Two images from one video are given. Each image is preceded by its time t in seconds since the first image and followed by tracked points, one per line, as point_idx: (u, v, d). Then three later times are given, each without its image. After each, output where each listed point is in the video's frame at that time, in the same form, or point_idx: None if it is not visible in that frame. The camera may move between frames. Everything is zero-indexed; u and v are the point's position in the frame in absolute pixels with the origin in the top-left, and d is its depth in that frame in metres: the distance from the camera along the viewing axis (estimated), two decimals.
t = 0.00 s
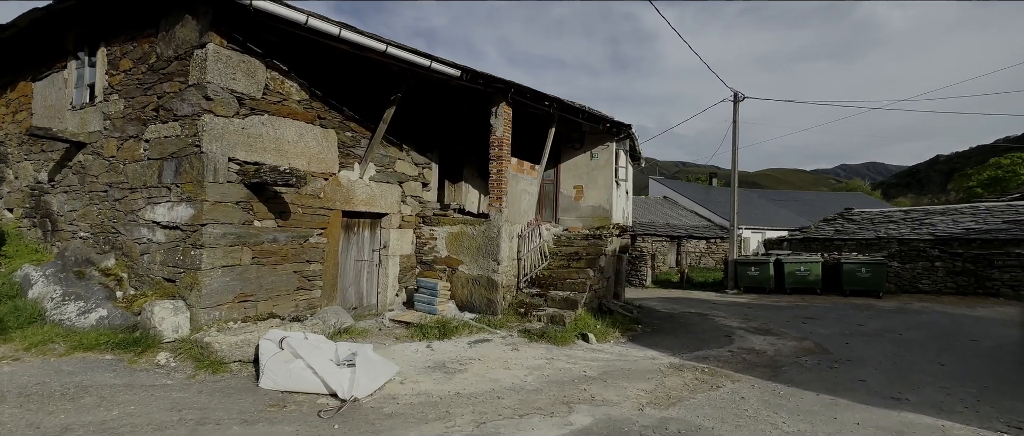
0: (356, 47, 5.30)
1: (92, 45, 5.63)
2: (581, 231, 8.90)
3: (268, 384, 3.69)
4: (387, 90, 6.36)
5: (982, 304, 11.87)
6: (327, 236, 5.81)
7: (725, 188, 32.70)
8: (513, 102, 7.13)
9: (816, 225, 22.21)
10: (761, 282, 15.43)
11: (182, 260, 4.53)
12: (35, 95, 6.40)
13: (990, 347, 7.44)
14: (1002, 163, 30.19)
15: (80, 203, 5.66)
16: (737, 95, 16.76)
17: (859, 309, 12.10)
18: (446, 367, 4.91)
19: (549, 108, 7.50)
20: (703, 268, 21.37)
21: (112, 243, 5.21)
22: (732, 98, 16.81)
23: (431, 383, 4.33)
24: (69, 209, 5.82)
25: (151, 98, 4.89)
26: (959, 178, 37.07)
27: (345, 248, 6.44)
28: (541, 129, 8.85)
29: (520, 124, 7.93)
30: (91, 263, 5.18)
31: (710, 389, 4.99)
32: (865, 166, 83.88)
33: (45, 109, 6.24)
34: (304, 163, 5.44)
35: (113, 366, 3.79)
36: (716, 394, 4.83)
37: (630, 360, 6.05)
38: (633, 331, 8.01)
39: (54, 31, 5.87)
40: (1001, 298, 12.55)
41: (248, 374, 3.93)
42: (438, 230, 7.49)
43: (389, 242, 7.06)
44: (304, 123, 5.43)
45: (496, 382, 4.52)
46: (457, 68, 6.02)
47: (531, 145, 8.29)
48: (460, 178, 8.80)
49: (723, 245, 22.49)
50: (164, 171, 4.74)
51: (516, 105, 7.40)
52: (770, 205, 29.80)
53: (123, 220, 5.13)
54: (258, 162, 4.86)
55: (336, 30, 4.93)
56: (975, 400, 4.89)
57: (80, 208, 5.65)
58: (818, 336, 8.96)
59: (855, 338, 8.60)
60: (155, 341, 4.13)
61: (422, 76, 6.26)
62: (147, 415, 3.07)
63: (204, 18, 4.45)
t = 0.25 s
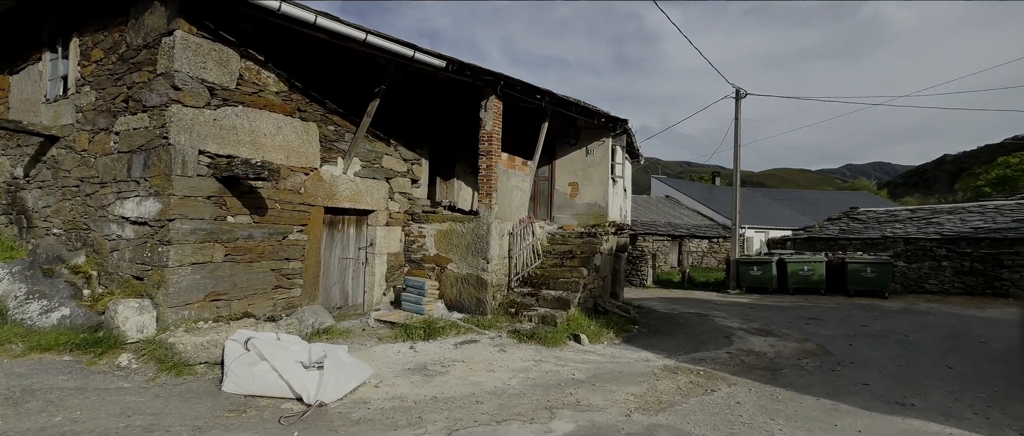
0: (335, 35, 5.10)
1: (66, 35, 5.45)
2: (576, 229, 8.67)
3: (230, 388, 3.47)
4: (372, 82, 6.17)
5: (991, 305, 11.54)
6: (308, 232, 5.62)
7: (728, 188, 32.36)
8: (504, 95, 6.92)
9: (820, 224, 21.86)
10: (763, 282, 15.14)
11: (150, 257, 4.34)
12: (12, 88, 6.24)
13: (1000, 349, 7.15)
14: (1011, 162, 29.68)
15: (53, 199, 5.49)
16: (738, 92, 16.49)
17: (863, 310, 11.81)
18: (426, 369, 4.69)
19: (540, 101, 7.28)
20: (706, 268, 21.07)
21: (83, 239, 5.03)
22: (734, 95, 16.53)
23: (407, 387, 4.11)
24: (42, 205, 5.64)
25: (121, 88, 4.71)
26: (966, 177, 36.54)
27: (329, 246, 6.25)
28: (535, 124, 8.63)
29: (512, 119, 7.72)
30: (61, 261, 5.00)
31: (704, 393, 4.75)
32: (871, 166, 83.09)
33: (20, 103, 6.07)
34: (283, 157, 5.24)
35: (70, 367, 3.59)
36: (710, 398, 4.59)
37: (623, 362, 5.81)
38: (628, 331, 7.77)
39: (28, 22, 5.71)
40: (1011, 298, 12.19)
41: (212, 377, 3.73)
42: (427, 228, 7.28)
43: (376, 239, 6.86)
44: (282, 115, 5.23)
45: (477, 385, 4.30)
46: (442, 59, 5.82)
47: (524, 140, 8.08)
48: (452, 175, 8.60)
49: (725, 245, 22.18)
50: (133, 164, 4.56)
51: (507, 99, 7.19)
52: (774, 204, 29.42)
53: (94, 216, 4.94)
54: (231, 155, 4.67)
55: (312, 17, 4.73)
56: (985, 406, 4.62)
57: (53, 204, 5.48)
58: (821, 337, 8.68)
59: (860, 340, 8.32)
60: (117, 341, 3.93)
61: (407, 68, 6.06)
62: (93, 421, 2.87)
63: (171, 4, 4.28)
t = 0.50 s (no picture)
0: (313, 24, 4.90)
1: (38, 25, 5.29)
2: (570, 227, 8.44)
3: (191, 392, 3.29)
4: (356, 74, 5.98)
5: (1000, 306, 11.21)
6: (288, 229, 5.42)
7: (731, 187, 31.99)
8: (493, 88, 6.71)
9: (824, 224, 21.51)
10: (766, 282, 14.86)
11: (116, 254, 4.16)
12: None
13: (1010, 352, 6.87)
14: (1019, 160, 29.19)
15: (26, 194, 5.32)
16: (740, 89, 16.21)
17: (868, 310, 11.52)
18: (406, 371, 4.49)
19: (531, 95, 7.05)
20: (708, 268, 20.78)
21: (53, 236, 4.87)
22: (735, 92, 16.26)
23: (382, 390, 3.91)
24: (16, 201, 5.48)
25: (90, 79, 4.54)
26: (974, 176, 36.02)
27: (312, 243, 6.06)
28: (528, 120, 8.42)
29: (504, 113, 7.52)
30: (30, 258, 4.83)
31: (698, 398, 4.52)
32: (877, 166, 82.32)
33: None
34: (260, 150, 5.05)
35: (24, 369, 3.42)
36: (703, 403, 4.36)
37: (614, 364, 5.59)
38: (624, 332, 7.54)
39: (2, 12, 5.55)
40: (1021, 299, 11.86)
41: (174, 380, 3.54)
42: (416, 225, 7.08)
43: (362, 237, 6.67)
44: (259, 107, 5.03)
45: (457, 388, 4.09)
46: (427, 50, 5.61)
47: (516, 135, 7.86)
48: (444, 172, 8.40)
49: (728, 244, 21.89)
50: (101, 157, 4.38)
51: (497, 92, 6.98)
52: (778, 203, 29.05)
53: (64, 211, 4.77)
54: (203, 148, 4.48)
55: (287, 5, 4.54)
56: (995, 412, 4.37)
57: (27, 200, 5.31)
58: (824, 338, 8.42)
59: (863, 341, 8.06)
60: (77, 342, 3.76)
61: (391, 59, 5.86)
62: (33, 427, 2.69)
63: None
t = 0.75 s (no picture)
0: (290, 12, 4.71)
1: (10, 15, 5.12)
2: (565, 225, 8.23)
3: (147, 396, 3.11)
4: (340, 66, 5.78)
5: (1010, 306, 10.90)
6: (267, 226, 5.24)
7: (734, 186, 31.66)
8: (482, 81, 6.50)
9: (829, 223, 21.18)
10: (768, 282, 14.58)
11: (80, 250, 3.98)
12: None
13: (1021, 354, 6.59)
14: None
15: None
16: (742, 85, 15.94)
17: (873, 311, 11.24)
18: (385, 373, 4.29)
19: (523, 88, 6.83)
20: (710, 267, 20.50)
21: (22, 232, 4.70)
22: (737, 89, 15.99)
23: (356, 394, 3.72)
24: None
25: (57, 69, 4.37)
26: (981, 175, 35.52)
27: (295, 241, 5.87)
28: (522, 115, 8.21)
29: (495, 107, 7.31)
30: None
31: (691, 402, 4.29)
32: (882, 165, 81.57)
33: None
34: (236, 144, 4.87)
35: None
36: (696, 408, 4.14)
37: (606, 366, 5.37)
38: (619, 333, 7.32)
39: None
40: None
41: (133, 383, 3.35)
42: (404, 223, 6.89)
43: (348, 234, 6.48)
44: (235, 99, 4.85)
45: (435, 392, 3.90)
46: (411, 40, 5.40)
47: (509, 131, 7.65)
48: (436, 168, 8.20)
49: (731, 244, 21.59)
50: (67, 149, 4.21)
51: (488, 85, 6.77)
52: (782, 202, 28.70)
53: (33, 207, 4.60)
54: (173, 140, 4.30)
55: None
56: (1006, 418, 4.12)
57: None
58: (826, 340, 8.17)
59: (867, 343, 7.80)
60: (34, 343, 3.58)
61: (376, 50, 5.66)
62: None
63: None
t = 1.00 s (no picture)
0: None
1: None
2: (559, 223, 8.01)
3: (97, 400, 2.93)
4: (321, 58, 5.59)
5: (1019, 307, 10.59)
6: (245, 222, 5.05)
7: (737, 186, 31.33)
8: (470, 74, 6.30)
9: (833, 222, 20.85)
10: (770, 282, 14.31)
11: (39, 247, 3.80)
12: None
13: None
14: None
15: None
16: (744, 82, 15.68)
17: (878, 312, 10.96)
18: (361, 377, 4.09)
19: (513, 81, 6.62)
20: (711, 267, 20.23)
21: None
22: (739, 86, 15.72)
23: (326, 398, 3.52)
24: None
25: (21, 58, 4.19)
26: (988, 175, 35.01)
27: (276, 238, 5.69)
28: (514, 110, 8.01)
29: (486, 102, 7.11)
30: None
31: (683, 408, 4.06)
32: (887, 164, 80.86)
33: None
34: (210, 136, 4.67)
35: None
36: (687, 414, 3.91)
37: (596, 369, 5.15)
38: (613, 334, 7.10)
39: None
40: None
41: (87, 387, 3.17)
42: (391, 220, 6.69)
43: (333, 232, 6.28)
44: (209, 90, 4.67)
45: (410, 397, 3.69)
46: (393, 29, 5.20)
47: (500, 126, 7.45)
48: (426, 165, 8.02)
49: (733, 244, 21.30)
50: (29, 142, 4.03)
51: (477, 78, 6.56)
52: (785, 202, 28.34)
53: None
54: (140, 131, 4.12)
55: None
56: (1018, 426, 3.88)
57: None
58: (828, 341, 7.92)
59: (871, 344, 7.54)
60: None
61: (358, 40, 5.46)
62: None
63: None
